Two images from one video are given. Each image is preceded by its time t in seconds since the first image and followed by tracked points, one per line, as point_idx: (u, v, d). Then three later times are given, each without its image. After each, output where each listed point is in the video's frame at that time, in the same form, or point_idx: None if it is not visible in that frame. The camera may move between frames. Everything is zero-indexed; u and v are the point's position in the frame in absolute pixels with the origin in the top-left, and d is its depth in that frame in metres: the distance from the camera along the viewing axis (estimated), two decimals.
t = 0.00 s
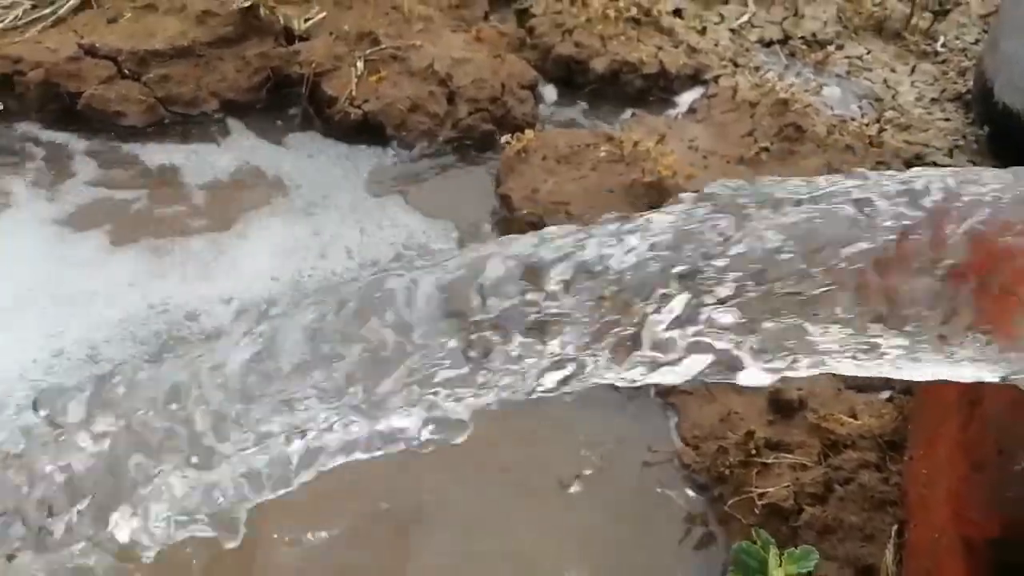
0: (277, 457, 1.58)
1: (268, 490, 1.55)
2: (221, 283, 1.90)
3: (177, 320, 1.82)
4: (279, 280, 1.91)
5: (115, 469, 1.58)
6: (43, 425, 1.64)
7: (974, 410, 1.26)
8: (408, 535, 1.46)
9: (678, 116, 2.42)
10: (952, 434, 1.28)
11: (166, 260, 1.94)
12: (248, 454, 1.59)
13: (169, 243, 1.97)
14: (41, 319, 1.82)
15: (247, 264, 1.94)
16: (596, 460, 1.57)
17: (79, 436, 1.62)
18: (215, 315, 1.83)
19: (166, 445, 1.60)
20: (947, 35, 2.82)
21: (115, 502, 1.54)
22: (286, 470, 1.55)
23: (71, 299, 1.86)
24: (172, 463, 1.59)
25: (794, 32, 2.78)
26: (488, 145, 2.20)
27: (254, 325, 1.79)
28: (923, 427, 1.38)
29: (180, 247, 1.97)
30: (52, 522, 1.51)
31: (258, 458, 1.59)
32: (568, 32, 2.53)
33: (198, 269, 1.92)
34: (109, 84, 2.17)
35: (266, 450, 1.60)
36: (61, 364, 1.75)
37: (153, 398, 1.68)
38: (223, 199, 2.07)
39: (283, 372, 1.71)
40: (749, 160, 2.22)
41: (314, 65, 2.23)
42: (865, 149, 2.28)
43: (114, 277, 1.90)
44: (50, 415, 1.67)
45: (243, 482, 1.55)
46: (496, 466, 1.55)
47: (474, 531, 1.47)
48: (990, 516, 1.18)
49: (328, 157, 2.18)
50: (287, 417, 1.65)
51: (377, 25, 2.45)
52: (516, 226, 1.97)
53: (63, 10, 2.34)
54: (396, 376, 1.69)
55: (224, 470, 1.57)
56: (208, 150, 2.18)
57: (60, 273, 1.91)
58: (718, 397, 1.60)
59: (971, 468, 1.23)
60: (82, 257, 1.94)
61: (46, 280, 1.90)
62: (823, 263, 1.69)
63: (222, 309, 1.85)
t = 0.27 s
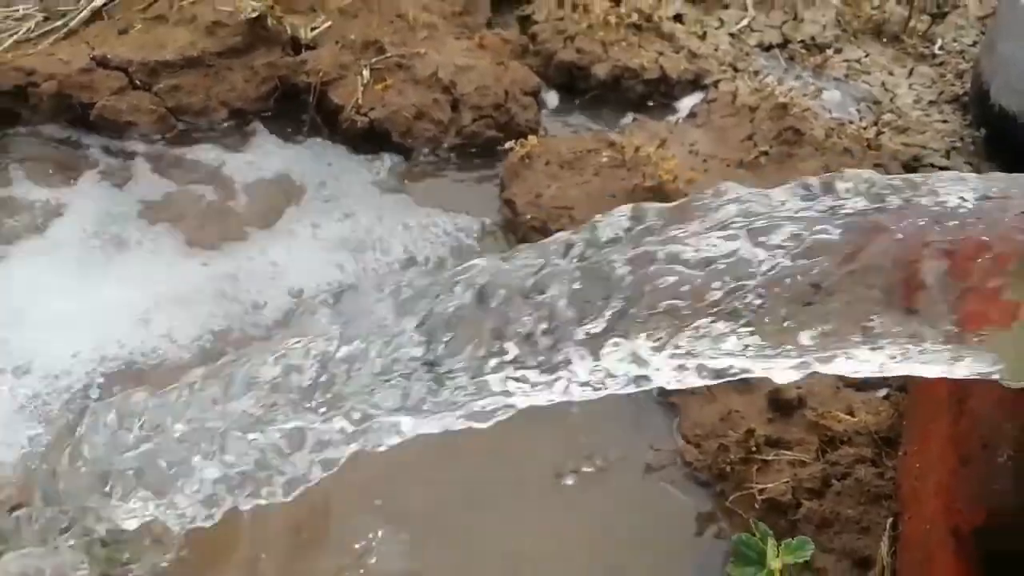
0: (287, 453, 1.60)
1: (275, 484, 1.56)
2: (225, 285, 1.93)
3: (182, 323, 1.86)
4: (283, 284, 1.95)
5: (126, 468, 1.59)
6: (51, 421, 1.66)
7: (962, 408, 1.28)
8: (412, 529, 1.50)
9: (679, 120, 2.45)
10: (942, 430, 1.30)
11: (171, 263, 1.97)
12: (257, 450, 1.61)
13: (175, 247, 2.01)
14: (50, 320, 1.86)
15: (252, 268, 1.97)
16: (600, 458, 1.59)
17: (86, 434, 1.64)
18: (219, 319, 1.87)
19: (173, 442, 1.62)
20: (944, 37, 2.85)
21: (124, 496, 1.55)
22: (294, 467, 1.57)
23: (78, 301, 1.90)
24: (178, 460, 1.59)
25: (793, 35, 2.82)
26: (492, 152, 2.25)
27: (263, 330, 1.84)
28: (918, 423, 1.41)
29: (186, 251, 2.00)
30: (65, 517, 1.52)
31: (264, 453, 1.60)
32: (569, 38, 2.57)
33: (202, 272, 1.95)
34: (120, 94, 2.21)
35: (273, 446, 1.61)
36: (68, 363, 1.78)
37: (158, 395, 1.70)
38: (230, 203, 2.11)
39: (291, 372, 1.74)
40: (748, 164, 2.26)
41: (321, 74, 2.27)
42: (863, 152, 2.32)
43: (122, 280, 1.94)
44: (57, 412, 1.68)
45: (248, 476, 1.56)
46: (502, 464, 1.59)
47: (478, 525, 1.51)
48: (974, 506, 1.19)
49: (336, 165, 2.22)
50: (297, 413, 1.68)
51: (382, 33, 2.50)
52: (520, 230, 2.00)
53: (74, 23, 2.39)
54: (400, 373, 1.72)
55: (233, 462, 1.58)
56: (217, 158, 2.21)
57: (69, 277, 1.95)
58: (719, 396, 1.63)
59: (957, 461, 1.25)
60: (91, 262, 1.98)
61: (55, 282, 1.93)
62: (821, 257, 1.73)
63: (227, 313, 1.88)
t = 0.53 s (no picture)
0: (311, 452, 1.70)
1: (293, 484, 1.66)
2: (237, 287, 2.01)
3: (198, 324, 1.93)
4: (293, 284, 2.01)
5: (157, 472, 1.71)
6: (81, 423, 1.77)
7: (944, 394, 1.25)
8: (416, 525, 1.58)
9: (680, 122, 2.50)
10: (928, 420, 1.27)
11: (186, 266, 2.05)
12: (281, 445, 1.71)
13: (190, 249, 2.08)
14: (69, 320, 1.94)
15: (263, 269, 2.04)
16: (601, 453, 1.66)
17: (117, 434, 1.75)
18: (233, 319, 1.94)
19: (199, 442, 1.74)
20: (942, 37, 2.89)
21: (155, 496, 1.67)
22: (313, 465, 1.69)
23: (96, 301, 1.97)
24: (205, 461, 1.72)
25: (792, 37, 2.87)
26: (497, 155, 2.30)
27: (279, 330, 1.92)
28: (909, 413, 1.38)
29: (200, 253, 2.08)
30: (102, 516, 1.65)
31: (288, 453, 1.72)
32: (572, 43, 2.63)
33: (216, 274, 2.03)
34: (135, 102, 2.27)
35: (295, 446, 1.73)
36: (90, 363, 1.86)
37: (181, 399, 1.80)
38: (242, 206, 2.18)
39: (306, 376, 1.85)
40: (748, 166, 2.31)
41: (329, 81, 2.33)
42: (860, 153, 2.37)
43: (137, 281, 2.01)
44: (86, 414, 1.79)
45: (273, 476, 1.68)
46: (505, 460, 1.67)
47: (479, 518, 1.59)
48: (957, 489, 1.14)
49: (344, 168, 2.28)
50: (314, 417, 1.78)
51: (388, 40, 2.55)
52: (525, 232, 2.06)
53: (88, 32, 2.45)
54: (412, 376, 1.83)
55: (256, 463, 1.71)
56: (229, 162, 2.27)
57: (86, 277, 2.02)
58: (719, 391, 1.68)
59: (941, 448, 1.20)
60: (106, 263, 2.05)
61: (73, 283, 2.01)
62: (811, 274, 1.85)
63: (239, 314, 1.95)
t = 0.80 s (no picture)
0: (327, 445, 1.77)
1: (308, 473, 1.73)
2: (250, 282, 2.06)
3: (212, 317, 1.99)
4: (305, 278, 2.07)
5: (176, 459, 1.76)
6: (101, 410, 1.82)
7: (926, 390, 1.22)
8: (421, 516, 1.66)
9: (685, 130, 2.57)
10: (913, 415, 1.25)
11: (201, 261, 2.11)
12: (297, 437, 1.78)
13: (206, 246, 2.15)
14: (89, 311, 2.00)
15: (276, 265, 2.10)
16: (604, 449, 1.73)
17: (135, 422, 1.81)
18: (247, 313, 2.00)
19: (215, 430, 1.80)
20: (945, 47, 2.95)
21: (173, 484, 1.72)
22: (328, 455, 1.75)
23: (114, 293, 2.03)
24: (223, 450, 1.77)
25: (796, 46, 2.93)
26: (507, 161, 2.37)
27: (292, 326, 1.98)
28: (899, 404, 1.35)
29: (215, 248, 2.14)
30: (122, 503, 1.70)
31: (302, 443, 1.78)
32: (580, 51, 2.70)
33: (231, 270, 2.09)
34: (157, 107, 2.35)
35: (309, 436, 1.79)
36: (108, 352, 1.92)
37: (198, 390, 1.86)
38: (258, 206, 2.25)
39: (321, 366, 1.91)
40: (751, 172, 2.37)
41: (345, 88, 2.40)
42: (860, 161, 2.43)
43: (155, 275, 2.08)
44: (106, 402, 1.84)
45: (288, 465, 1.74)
46: (510, 455, 1.74)
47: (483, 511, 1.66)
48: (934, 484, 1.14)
49: (357, 172, 2.35)
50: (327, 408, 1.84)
51: (402, 48, 2.63)
52: (533, 235, 2.13)
53: (112, 39, 2.53)
54: (423, 370, 1.90)
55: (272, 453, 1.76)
56: (247, 166, 2.35)
57: (104, 269, 2.08)
58: (719, 390, 1.75)
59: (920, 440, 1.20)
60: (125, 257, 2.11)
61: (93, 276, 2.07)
62: (812, 275, 1.94)
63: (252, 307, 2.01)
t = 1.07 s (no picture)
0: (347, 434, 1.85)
1: (332, 455, 1.82)
2: (277, 277, 2.16)
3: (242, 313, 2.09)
4: (329, 275, 2.17)
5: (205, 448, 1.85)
6: (139, 404, 1.93)
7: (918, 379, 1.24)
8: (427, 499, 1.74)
9: (695, 132, 2.63)
10: (907, 402, 1.27)
11: (230, 260, 2.20)
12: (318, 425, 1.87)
13: (234, 245, 2.24)
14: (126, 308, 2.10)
15: (300, 263, 2.19)
16: (610, 437, 1.80)
17: (169, 407, 1.92)
18: (276, 310, 2.09)
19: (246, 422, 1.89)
20: (955, 51, 2.99)
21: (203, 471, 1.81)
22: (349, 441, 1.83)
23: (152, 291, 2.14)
24: (249, 439, 1.86)
25: (807, 50, 2.97)
26: (521, 161, 2.44)
27: (313, 321, 2.07)
28: (898, 393, 1.36)
29: (243, 243, 2.25)
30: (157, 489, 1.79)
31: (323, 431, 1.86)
32: (593, 55, 2.76)
33: (258, 269, 2.19)
34: (184, 109, 2.44)
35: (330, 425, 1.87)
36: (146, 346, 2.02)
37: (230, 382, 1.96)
38: (283, 203, 2.34)
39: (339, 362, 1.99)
40: (759, 174, 2.43)
41: (364, 91, 2.48)
42: (867, 162, 2.48)
43: (188, 273, 2.17)
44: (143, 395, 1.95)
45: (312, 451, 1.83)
46: (516, 443, 1.81)
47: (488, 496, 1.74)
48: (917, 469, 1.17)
49: (376, 172, 2.43)
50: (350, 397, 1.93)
51: (419, 52, 2.70)
52: (546, 234, 2.20)
53: (141, 44, 2.62)
54: (439, 364, 1.98)
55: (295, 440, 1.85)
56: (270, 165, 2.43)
57: (140, 266, 2.19)
58: (724, 384, 1.81)
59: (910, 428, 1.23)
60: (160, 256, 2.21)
61: (128, 275, 2.17)
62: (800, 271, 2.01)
63: (280, 304, 2.10)
